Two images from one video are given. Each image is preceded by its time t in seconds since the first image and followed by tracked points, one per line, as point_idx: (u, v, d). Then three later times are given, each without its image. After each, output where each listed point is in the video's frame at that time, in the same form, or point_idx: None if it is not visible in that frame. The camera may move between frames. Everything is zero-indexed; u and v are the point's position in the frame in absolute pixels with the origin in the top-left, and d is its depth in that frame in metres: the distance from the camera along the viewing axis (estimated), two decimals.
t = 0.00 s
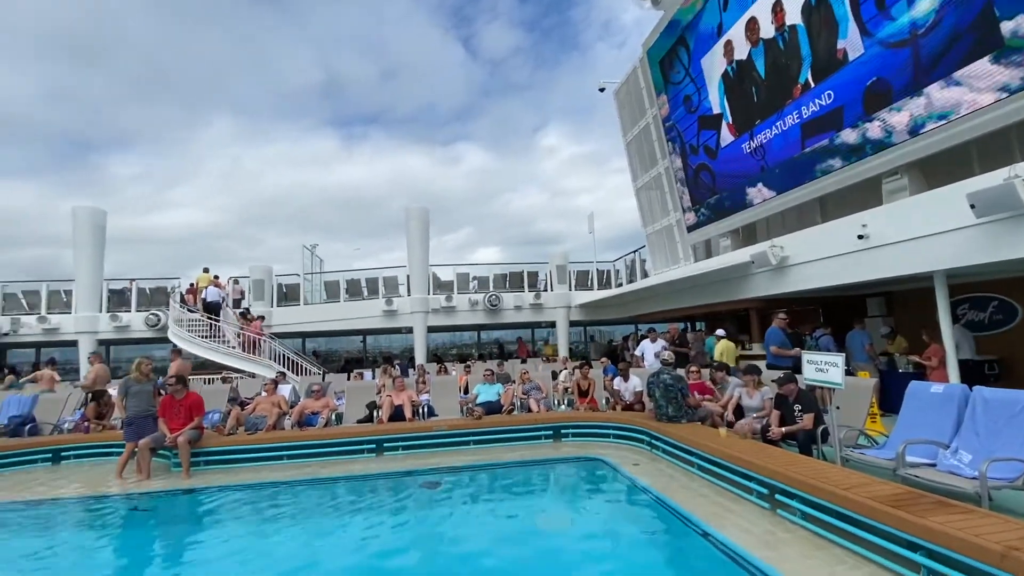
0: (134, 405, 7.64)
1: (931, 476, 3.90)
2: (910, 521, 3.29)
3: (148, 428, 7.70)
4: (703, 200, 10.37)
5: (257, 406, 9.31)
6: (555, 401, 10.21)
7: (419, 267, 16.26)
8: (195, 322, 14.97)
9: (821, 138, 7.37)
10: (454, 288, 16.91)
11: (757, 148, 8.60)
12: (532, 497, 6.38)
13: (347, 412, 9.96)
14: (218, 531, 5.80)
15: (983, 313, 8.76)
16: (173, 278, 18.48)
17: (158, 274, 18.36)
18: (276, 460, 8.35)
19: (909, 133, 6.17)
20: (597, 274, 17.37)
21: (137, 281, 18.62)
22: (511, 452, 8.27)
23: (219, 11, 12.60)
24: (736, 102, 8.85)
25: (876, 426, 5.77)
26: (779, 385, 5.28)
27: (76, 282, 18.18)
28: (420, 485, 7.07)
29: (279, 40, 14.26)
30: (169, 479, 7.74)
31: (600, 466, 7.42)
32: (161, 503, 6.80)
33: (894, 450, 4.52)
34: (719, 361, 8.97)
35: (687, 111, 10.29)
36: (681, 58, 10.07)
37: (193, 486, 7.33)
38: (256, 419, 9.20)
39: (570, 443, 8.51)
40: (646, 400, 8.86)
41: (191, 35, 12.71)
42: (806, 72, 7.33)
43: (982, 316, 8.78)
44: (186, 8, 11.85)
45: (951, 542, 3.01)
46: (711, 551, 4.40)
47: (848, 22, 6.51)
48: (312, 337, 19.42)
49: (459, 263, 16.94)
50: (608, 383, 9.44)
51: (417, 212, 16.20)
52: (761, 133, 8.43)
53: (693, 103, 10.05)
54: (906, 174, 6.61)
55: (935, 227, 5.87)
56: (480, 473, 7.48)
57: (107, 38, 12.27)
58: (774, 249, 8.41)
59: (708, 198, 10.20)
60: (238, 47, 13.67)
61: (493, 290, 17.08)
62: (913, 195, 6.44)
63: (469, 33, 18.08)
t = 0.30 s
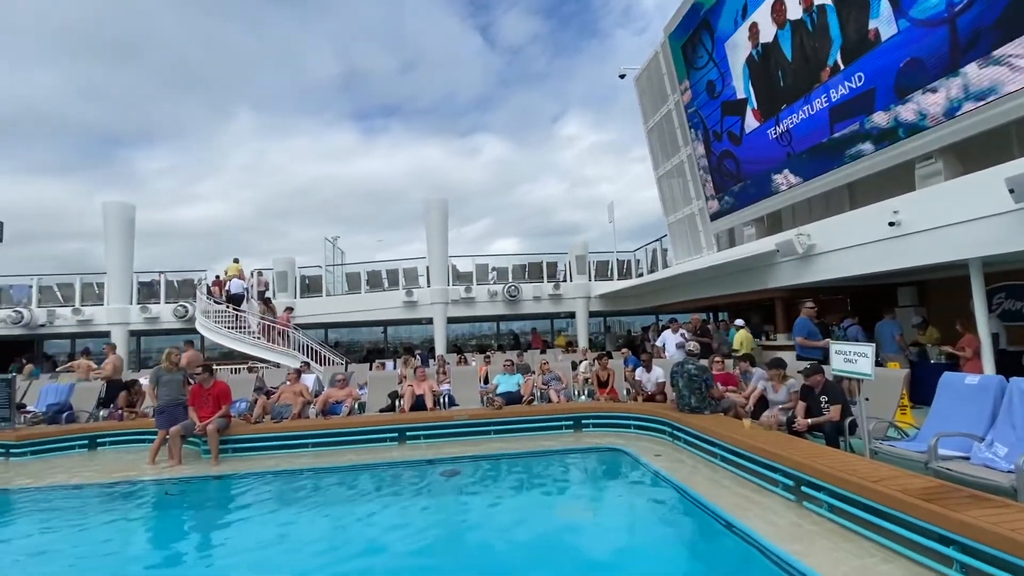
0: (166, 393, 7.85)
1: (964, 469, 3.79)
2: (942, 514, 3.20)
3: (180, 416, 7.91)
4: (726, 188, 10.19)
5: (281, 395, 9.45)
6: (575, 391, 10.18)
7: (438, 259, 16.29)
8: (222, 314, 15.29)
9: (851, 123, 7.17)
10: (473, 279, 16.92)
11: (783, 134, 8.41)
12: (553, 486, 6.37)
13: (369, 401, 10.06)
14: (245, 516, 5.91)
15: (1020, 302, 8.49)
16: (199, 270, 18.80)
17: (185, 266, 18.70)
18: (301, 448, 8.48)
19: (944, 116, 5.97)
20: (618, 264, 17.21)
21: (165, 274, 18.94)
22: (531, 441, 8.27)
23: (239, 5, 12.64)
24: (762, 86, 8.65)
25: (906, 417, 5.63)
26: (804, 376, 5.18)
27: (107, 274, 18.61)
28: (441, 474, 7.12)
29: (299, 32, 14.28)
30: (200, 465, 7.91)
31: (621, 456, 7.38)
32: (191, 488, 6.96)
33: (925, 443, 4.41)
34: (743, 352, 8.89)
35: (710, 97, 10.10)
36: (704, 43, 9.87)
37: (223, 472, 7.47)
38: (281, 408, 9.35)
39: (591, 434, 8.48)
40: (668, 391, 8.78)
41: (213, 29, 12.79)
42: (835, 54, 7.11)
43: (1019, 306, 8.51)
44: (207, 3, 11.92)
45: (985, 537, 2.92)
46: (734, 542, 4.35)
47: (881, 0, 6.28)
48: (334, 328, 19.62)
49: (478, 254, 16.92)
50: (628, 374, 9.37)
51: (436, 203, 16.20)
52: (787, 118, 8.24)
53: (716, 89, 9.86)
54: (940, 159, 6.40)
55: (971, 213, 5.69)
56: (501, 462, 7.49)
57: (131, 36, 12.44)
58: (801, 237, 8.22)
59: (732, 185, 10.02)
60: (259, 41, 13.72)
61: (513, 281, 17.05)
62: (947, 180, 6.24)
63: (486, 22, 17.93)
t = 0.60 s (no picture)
0: (195, 382, 7.95)
1: (1004, 464, 3.66)
2: (983, 510, 3.09)
3: (208, 405, 8.05)
4: (752, 175, 9.98)
5: (307, 385, 9.57)
6: (596, 382, 10.11)
7: (458, 250, 16.28)
8: (248, 306, 15.55)
9: (884, 105, 6.94)
10: (492, 270, 16.88)
11: (812, 119, 8.19)
12: (575, 477, 6.33)
13: (391, 391, 10.12)
14: (272, 504, 5.98)
15: None
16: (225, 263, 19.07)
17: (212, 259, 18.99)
18: (326, 437, 8.58)
19: (984, 97, 5.74)
20: (639, 255, 17.02)
21: (192, 267, 19.21)
22: (553, 432, 8.24)
23: None
24: (789, 70, 8.41)
25: (941, 411, 5.47)
26: (835, 367, 5.05)
27: (137, 267, 18.98)
28: (463, 464, 7.12)
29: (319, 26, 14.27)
30: (228, 453, 8.04)
31: (644, 448, 7.30)
32: (220, 475, 7.08)
33: (962, 436, 4.27)
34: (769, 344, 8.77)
35: (735, 82, 9.87)
36: (729, 26, 9.63)
37: (249, 460, 7.57)
38: (306, 397, 9.47)
39: (613, 426, 8.41)
40: (691, 383, 8.66)
41: (234, 25, 12.83)
42: (868, 34, 6.87)
43: None
44: None
45: None
46: (762, 537, 4.26)
47: None
48: (355, 319, 19.77)
49: (497, 245, 16.87)
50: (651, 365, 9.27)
51: (455, 195, 16.16)
52: (816, 103, 8.01)
53: (742, 73, 9.62)
54: (980, 142, 6.17)
55: (1011, 199, 5.47)
56: (523, 453, 7.47)
57: (158, 32, 12.53)
58: (830, 226, 8.02)
59: (757, 173, 9.80)
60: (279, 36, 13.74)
61: (532, 272, 16.97)
62: (986, 165, 6.01)
63: (505, 11, 17.74)
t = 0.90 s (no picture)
0: (224, 372, 8.10)
1: None
2: None
3: (237, 395, 8.19)
4: (780, 162, 9.74)
5: (333, 375, 9.65)
6: (619, 374, 10.03)
7: (479, 241, 16.25)
8: (273, 297, 15.70)
9: (923, 87, 6.69)
10: (513, 262, 16.82)
11: (845, 103, 7.94)
12: (601, 469, 6.28)
13: (414, 382, 10.17)
14: (300, 492, 6.03)
15: None
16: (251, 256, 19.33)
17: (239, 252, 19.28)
18: (351, 426, 8.66)
19: None
20: (661, 245, 16.79)
21: (219, 260, 19.55)
22: (576, 424, 8.18)
23: None
24: (821, 52, 8.15)
25: (983, 405, 5.27)
26: (869, 358, 4.88)
27: (166, 261, 19.34)
28: (486, 454, 7.12)
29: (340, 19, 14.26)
30: (257, 442, 8.17)
31: (669, 441, 7.21)
32: (250, 463, 7.20)
33: (1007, 431, 4.10)
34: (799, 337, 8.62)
35: (763, 66, 9.60)
36: (757, 8, 9.36)
37: (277, 449, 7.68)
38: (331, 388, 9.57)
39: (637, 417, 8.32)
40: (718, 374, 8.51)
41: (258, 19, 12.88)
42: (905, 13, 6.60)
43: None
44: None
45: None
46: (795, 532, 4.16)
47: None
48: (377, 311, 19.90)
49: (517, 237, 16.79)
50: (676, 357, 9.14)
51: (476, 186, 16.10)
52: (850, 86, 7.76)
53: (770, 57, 9.36)
54: None
55: None
56: (547, 444, 7.43)
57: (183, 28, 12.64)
58: (863, 213, 7.79)
59: (787, 159, 9.56)
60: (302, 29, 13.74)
61: (553, 264, 16.86)
62: None
63: None
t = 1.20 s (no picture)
0: (256, 364, 8.24)
1: None
2: None
3: (268, 386, 8.31)
4: (813, 149, 9.49)
5: (360, 367, 9.75)
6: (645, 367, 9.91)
7: (501, 234, 16.18)
8: (300, 291, 15.91)
9: (966, 68, 6.41)
10: (535, 254, 16.74)
11: (882, 87, 7.67)
12: (628, 462, 6.21)
13: (438, 373, 10.21)
14: (330, 482, 6.09)
15: None
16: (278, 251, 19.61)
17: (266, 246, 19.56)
18: (378, 418, 8.74)
19: None
20: (686, 237, 16.52)
21: (247, 255, 19.87)
22: (601, 417, 8.11)
23: None
24: (856, 34, 7.88)
25: None
26: (908, 351, 4.72)
27: (198, 256, 19.70)
28: (511, 447, 7.10)
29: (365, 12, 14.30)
30: (287, 432, 8.29)
31: (698, 435, 7.10)
32: (281, 453, 7.31)
33: None
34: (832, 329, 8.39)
35: (795, 50, 9.33)
36: None
37: (306, 440, 7.78)
38: (358, 379, 9.66)
39: (664, 411, 8.21)
40: (746, 367, 8.35)
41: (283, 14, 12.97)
42: None
43: None
44: None
45: None
46: (830, 530, 4.04)
47: None
48: (400, 304, 20.02)
49: (540, 229, 16.69)
50: (704, 350, 8.98)
51: (497, 178, 16.02)
52: (887, 69, 7.49)
53: (802, 40, 9.09)
54: None
55: None
56: (572, 437, 7.38)
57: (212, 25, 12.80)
58: (900, 201, 7.53)
59: (819, 147, 9.30)
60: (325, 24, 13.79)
61: (576, 256, 16.73)
62: None
63: None
